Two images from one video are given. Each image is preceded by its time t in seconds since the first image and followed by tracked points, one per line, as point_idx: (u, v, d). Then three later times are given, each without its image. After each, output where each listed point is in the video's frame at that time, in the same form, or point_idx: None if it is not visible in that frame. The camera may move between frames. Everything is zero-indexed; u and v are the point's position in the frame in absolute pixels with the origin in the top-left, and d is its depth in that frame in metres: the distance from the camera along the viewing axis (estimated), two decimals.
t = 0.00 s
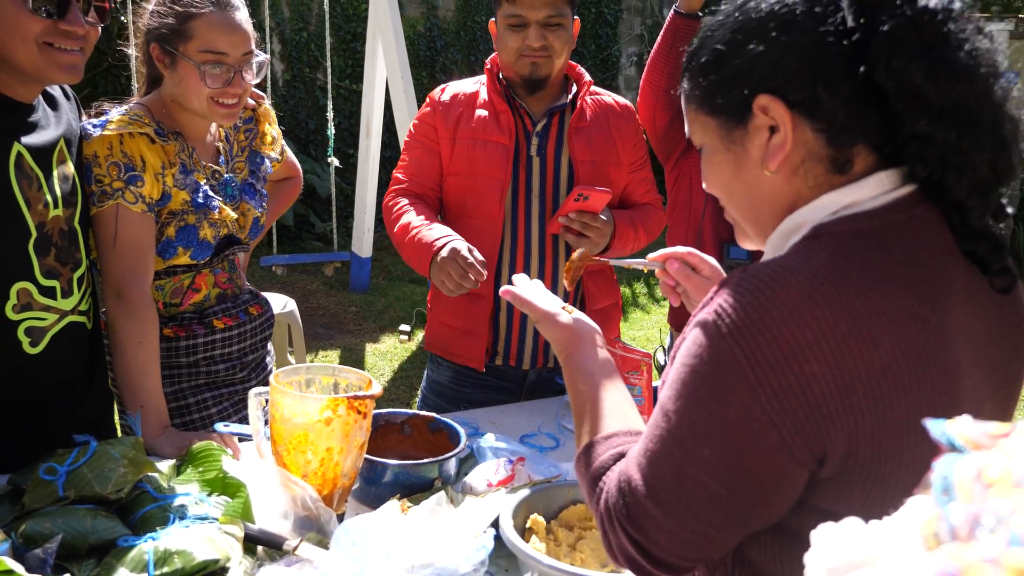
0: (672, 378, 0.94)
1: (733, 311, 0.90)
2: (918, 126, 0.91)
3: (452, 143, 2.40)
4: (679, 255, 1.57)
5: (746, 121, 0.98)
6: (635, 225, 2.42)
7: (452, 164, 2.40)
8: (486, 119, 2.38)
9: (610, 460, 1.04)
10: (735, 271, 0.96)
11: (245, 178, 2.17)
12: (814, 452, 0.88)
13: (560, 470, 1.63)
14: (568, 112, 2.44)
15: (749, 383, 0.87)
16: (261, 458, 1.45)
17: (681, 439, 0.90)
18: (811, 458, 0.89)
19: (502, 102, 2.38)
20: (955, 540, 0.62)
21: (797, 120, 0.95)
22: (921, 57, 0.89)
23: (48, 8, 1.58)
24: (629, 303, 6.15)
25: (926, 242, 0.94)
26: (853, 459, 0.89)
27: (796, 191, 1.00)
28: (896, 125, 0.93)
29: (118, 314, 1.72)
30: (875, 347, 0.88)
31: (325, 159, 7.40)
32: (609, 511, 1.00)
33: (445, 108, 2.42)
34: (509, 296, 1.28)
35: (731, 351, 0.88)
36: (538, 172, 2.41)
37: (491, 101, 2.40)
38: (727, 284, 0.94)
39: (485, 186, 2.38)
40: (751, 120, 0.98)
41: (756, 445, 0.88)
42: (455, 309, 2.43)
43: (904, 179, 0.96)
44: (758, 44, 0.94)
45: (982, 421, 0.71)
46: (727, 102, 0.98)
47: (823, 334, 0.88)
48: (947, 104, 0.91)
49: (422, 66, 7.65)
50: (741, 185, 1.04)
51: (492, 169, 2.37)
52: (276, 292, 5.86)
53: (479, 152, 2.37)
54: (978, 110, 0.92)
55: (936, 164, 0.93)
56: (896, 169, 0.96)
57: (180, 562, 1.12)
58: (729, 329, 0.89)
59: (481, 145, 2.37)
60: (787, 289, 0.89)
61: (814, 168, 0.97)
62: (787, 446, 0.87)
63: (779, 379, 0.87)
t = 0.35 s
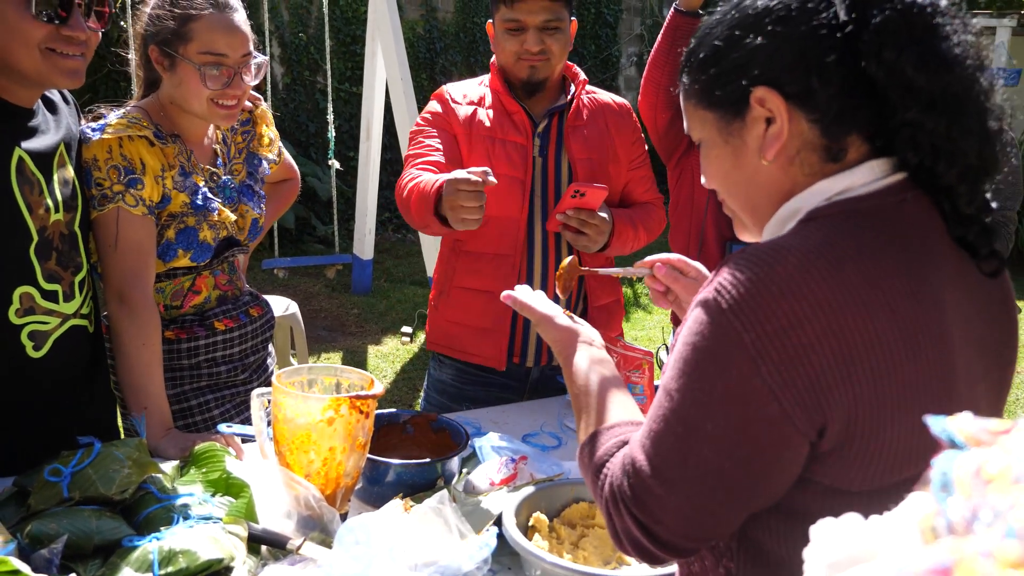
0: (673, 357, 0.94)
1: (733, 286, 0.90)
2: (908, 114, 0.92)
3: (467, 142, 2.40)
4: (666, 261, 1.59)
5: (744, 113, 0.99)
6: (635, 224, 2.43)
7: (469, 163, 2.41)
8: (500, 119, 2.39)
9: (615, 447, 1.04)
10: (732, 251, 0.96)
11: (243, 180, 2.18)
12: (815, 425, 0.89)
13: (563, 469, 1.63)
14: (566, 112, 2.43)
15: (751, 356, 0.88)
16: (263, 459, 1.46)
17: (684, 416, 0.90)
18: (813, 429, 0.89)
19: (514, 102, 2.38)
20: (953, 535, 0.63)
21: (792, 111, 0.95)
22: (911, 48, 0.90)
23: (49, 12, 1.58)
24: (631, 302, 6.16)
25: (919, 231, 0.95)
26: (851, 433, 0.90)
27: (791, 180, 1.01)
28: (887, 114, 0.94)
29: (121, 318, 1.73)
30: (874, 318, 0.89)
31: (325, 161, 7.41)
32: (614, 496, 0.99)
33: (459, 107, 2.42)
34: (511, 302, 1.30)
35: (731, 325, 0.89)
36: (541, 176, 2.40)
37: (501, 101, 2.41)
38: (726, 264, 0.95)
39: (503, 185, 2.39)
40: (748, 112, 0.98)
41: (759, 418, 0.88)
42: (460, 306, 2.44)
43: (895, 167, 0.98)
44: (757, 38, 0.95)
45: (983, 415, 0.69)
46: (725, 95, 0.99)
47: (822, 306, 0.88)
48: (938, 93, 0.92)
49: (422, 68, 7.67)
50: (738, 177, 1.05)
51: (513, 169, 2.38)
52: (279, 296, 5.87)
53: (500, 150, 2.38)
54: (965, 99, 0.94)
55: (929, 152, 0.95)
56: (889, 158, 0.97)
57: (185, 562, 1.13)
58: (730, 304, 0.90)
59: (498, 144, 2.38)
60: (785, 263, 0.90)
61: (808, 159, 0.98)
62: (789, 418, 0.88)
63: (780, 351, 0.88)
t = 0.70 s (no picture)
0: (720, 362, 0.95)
1: (777, 281, 0.93)
2: (904, 121, 0.97)
3: (465, 151, 2.35)
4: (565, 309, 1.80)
5: (740, 112, 1.02)
6: (643, 228, 2.46)
7: (466, 170, 2.36)
8: (498, 124, 2.35)
9: (659, 482, 1.04)
10: (762, 252, 0.99)
11: (241, 180, 2.18)
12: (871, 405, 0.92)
13: (565, 469, 1.63)
14: (573, 115, 2.44)
15: (810, 345, 0.90)
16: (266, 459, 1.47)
17: (752, 418, 0.90)
18: (868, 410, 0.92)
19: (515, 106, 2.35)
20: (969, 544, 0.63)
21: (787, 112, 0.99)
22: (907, 55, 0.94)
23: (50, 13, 1.59)
24: (632, 302, 6.16)
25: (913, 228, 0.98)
26: (897, 410, 0.94)
27: (788, 179, 1.04)
28: (884, 119, 0.99)
29: (122, 319, 1.73)
30: (906, 298, 0.94)
31: (326, 161, 7.43)
32: (678, 511, 0.97)
33: (456, 111, 2.37)
34: (514, 361, 1.32)
35: (786, 316, 0.91)
36: (548, 177, 2.40)
37: (503, 105, 2.36)
38: (758, 265, 0.98)
39: (504, 194, 2.36)
40: (744, 112, 1.02)
41: (826, 405, 0.90)
42: (459, 313, 2.42)
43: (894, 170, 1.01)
44: (755, 40, 0.99)
45: (995, 422, 0.69)
46: (724, 94, 1.02)
47: (865, 288, 0.92)
48: (932, 101, 0.96)
49: (422, 67, 7.67)
50: (735, 174, 1.08)
51: (508, 177, 2.34)
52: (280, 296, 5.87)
53: (495, 158, 2.34)
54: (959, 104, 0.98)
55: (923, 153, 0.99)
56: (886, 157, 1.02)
57: (188, 562, 1.13)
58: (783, 300, 0.92)
59: (495, 152, 2.34)
60: (823, 250, 0.94)
61: (803, 160, 1.02)
62: (854, 401, 0.91)
63: (836, 336, 0.91)
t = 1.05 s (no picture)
0: (777, 358, 0.96)
1: (829, 270, 0.95)
2: (898, 139, 1.00)
3: (464, 155, 2.35)
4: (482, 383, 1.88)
5: (727, 117, 1.08)
6: (638, 227, 2.43)
7: (464, 175, 2.36)
8: (495, 127, 2.34)
9: (732, 498, 1.03)
10: (797, 244, 1.01)
11: (240, 180, 2.18)
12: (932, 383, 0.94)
13: (568, 468, 1.63)
14: (571, 114, 2.43)
15: (878, 328, 0.92)
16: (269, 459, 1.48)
17: (829, 407, 0.92)
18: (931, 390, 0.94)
19: (513, 109, 2.34)
20: (982, 543, 0.63)
21: (771, 119, 1.03)
22: (898, 75, 0.97)
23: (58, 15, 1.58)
24: (632, 301, 6.15)
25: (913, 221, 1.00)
26: (952, 378, 0.97)
27: (777, 186, 1.09)
28: (873, 137, 1.02)
29: (123, 321, 1.73)
30: (944, 272, 0.97)
31: (327, 162, 7.43)
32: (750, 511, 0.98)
33: (454, 114, 2.36)
34: (543, 386, 1.32)
35: (847, 301, 0.93)
36: (544, 179, 2.38)
37: (500, 107, 2.35)
38: (797, 256, 0.99)
39: (504, 198, 2.35)
40: (732, 117, 1.07)
41: (902, 382, 0.92)
42: (460, 316, 2.40)
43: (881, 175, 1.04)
44: (748, 49, 1.03)
45: (1005, 423, 0.69)
46: (715, 97, 1.08)
47: (912, 264, 0.96)
48: (921, 125, 1.00)
49: (422, 67, 7.68)
50: (722, 172, 1.14)
51: (506, 181, 2.34)
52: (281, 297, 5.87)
53: (492, 162, 2.34)
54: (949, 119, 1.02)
55: (913, 163, 1.02)
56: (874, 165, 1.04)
57: (192, 562, 1.13)
58: (842, 287, 0.94)
59: (493, 155, 2.34)
60: (865, 234, 0.96)
61: (793, 168, 1.07)
62: (920, 379, 0.93)
63: (898, 314, 0.93)
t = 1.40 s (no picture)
0: (780, 366, 0.96)
1: (830, 277, 0.95)
2: (891, 148, 1.01)
3: (460, 162, 2.32)
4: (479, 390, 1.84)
5: (721, 126, 1.07)
6: (642, 225, 2.43)
7: (462, 182, 2.33)
8: (493, 133, 2.31)
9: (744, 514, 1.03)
10: (797, 250, 1.01)
11: (242, 177, 2.18)
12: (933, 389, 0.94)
13: (568, 469, 1.61)
14: (568, 116, 2.39)
15: (882, 332, 0.92)
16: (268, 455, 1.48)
17: (836, 415, 0.91)
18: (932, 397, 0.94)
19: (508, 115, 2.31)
20: (987, 557, 0.64)
21: (765, 128, 1.03)
22: (893, 85, 0.98)
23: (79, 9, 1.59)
24: (634, 302, 6.15)
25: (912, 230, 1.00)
26: (955, 382, 0.97)
27: (772, 194, 1.09)
28: (866, 143, 1.02)
29: (126, 317, 1.74)
30: (943, 275, 0.98)
31: (330, 159, 7.44)
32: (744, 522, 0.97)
33: (448, 120, 2.33)
34: (544, 405, 1.31)
35: (851, 307, 0.93)
36: (543, 184, 2.36)
37: (496, 111, 2.33)
38: (796, 263, 1.00)
39: (501, 206, 2.32)
40: (724, 126, 1.07)
41: (909, 386, 0.91)
42: (453, 323, 2.39)
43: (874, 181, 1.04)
44: (738, 58, 1.03)
45: (1010, 434, 0.70)
46: (709, 106, 1.07)
47: (912, 268, 0.96)
48: (917, 129, 1.00)
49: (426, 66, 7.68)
50: (714, 181, 1.13)
51: (504, 188, 2.31)
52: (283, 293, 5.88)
53: (489, 168, 2.31)
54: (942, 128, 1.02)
55: (906, 170, 1.02)
56: (869, 173, 1.05)
57: (191, 558, 1.12)
58: (845, 293, 0.94)
59: (490, 162, 2.31)
60: (865, 239, 0.97)
61: (788, 176, 1.07)
62: (923, 384, 0.93)
63: (901, 318, 0.93)
